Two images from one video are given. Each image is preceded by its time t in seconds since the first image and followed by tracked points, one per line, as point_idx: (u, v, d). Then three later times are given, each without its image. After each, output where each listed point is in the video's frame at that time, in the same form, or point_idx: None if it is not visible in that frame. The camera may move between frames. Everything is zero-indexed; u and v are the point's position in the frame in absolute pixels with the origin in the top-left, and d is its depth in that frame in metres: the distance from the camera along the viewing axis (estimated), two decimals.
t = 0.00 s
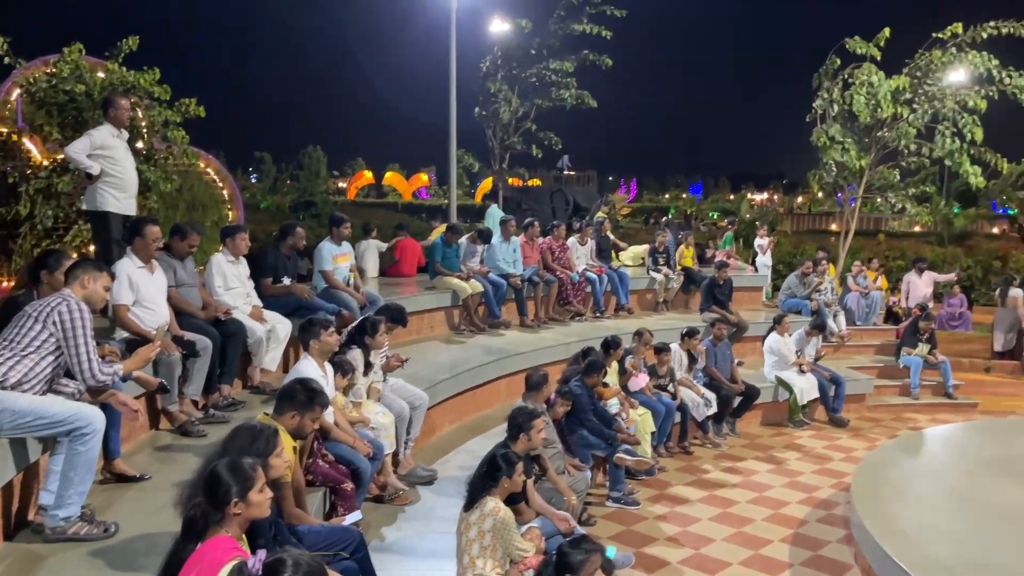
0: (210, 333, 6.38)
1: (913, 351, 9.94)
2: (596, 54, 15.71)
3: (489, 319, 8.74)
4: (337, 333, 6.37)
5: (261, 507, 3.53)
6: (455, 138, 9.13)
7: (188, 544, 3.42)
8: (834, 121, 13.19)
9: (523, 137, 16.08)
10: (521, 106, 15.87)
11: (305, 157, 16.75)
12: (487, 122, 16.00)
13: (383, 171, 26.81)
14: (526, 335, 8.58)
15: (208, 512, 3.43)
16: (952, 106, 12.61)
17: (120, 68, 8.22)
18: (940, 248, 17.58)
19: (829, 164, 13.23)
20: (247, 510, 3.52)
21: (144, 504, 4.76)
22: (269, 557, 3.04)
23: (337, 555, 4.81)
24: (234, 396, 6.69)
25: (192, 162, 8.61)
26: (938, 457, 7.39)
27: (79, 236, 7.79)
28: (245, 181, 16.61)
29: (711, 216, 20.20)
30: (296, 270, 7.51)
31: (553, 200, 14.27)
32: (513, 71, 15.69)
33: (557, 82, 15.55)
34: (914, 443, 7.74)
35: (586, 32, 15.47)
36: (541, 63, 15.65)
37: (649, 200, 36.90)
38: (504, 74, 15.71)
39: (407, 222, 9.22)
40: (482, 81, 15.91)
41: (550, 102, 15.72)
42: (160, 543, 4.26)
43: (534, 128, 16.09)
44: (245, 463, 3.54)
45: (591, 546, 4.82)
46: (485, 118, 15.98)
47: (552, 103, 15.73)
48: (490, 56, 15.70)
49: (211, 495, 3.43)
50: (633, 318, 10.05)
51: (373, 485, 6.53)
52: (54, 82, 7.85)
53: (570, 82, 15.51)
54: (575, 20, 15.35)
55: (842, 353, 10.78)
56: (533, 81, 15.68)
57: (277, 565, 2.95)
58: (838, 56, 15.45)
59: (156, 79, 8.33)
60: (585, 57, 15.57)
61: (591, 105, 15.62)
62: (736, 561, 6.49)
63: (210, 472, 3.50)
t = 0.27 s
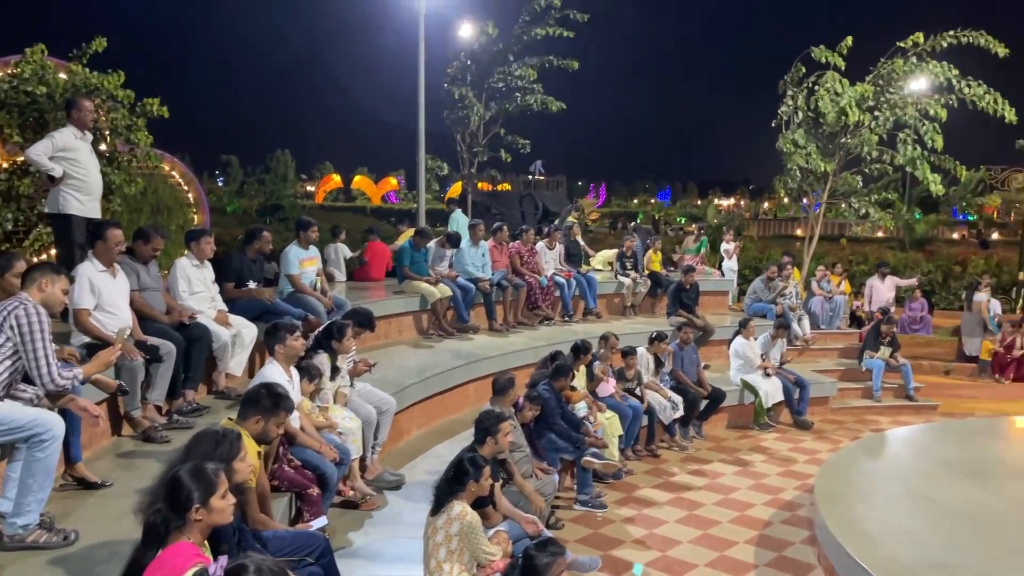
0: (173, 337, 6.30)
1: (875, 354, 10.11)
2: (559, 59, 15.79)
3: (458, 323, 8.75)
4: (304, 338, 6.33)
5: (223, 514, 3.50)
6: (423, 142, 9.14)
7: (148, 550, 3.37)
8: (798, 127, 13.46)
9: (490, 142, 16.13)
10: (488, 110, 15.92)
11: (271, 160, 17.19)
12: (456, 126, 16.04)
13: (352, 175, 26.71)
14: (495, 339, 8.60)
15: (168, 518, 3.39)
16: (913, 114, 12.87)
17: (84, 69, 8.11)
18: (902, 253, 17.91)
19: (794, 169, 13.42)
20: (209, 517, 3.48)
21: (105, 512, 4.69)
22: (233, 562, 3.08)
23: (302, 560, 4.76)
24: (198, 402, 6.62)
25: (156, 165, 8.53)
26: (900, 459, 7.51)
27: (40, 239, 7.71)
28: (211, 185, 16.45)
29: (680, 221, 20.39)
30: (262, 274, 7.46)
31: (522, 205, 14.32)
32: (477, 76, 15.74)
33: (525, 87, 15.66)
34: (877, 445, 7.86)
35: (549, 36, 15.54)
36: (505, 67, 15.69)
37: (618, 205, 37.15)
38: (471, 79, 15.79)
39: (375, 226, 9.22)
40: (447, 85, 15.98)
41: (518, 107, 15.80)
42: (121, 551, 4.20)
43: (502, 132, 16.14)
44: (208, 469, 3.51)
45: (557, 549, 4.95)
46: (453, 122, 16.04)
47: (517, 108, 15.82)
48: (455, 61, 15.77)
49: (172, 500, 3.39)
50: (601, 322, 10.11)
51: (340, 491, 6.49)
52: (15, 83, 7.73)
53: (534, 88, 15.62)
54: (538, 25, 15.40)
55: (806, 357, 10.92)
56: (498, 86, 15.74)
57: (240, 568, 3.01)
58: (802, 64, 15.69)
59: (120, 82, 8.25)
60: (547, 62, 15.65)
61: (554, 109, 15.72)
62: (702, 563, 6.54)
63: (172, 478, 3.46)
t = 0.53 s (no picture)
0: (132, 339, 6.20)
1: (834, 355, 10.27)
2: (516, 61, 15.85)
3: (423, 324, 8.75)
4: (265, 340, 6.27)
5: (182, 518, 3.45)
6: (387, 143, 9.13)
7: (104, 555, 3.30)
8: (759, 130, 13.65)
9: (454, 144, 16.13)
10: (451, 112, 15.91)
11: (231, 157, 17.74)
12: (420, 127, 16.05)
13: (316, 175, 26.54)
14: (459, 341, 8.61)
15: (126, 522, 3.32)
16: (871, 119, 13.11)
17: (38, 66, 7.94)
18: (860, 255, 18.26)
19: (755, 172, 13.60)
20: (167, 521, 3.43)
21: (60, 518, 4.60)
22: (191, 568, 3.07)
23: (263, 563, 4.72)
24: (157, 405, 6.53)
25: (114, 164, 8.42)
26: (858, 457, 7.66)
27: None
28: (171, 185, 16.23)
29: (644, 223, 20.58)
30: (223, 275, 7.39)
31: (488, 206, 14.33)
32: (437, 77, 15.75)
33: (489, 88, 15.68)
34: (835, 443, 8.01)
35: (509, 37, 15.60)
36: (465, 68, 15.71)
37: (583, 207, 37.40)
38: (435, 80, 15.80)
39: (339, 227, 9.20)
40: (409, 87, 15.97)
41: (482, 109, 15.85)
42: (76, 556, 4.13)
43: (465, 134, 16.16)
44: (166, 472, 3.45)
45: (520, 550, 4.98)
46: (416, 124, 16.04)
47: (479, 109, 15.84)
48: (417, 63, 15.78)
49: (129, 504, 3.33)
50: (565, 323, 10.18)
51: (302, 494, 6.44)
52: None
53: (495, 89, 15.64)
54: (497, 26, 15.45)
55: (767, 357, 11.09)
56: (460, 87, 15.76)
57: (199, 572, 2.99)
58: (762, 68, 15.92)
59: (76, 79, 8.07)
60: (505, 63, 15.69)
61: (515, 110, 15.75)
62: (665, 562, 6.60)
63: (130, 482, 3.40)
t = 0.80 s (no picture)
0: (90, 339, 6.11)
1: (796, 352, 10.40)
2: (477, 58, 15.83)
3: (388, 323, 8.75)
4: (227, 338, 6.21)
5: (139, 518, 3.39)
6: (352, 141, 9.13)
7: (59, 556, 3.25)
8: (723, 129, 13.79)
9: (420, 141, 16.13)
10: (416, 109, 15.89)
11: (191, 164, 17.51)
12: (384, 124, 16.06)
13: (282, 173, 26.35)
14: (425, 339, 8.61)
15: (81, 523, 3.27)
16: (833, 119, 13.27)
17: None
18: (822, 254, 18.58)
19: (719, 171, 13.75)
20: (123, 521, 3.37)
21: (13, 520, 4.52)
22: (148, 568, 3.06)
23: (223, 564, 4.64)
24: (116, 405, 6.42)
25: (72, 160, 8.34)
26: (818, 452, 7.77)
27: None
28: (132, 183, 16.00)
29: (611, 222, 20.73)
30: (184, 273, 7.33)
31: (454, 205, 14.33)
32: (402, 74, 15.72)
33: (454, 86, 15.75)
34: (796, 439, 8.12)
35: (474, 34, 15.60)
36: (431, 66, 15.68)
37: (551, 205, 37.59)
38: (401, 78, 15.78)
39: (304, 224, 9.18)
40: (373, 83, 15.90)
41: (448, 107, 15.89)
42: (29, 559, 4.05)
43: (431, 131, 16.18)
44: (123, 472, 3.40)
45: (483, 546, 4.94)
46: (381, 121, 16.02)
47: (445, 107, 15.84)
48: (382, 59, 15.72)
49: (83, 505, 3.28)
50: (531, 321, 10.23)
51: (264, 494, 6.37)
52: None
53: (461, 86, 15.65)
54: (463, 22, 15.43)
55: (731, 354, 11.22)
56: (426, 84, 15.73)
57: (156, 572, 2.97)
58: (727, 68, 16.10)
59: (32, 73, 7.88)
60: (467, 59, 15.66)
61: (480, 107, 15.77)
62: (629, 558, 6.65)
63: (85, 482, 3.35)
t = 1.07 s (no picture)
0: (46, 336, 6.00)
1: (758, 346, 10.55)
2: (440, 49, 15.76)
3: (353, 319, 8.75)
4: (187, 334, 6.13)
5: (95, 517, 3.32)
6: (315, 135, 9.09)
7: (13, 557, 3.19)
8: (687, 126, 13.89)
9: (385, 135, 16.09)
10: (381, 103, 15.80)
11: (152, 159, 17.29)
12: (348, 119, 16.00)
13: (245, 168, 26.05)
14: (390, 335, 8.62)
15: (35, 522, 3.21)
16: (794, 116, 13.44)
17: None
18: (784, 249, 18.85)
19: (684, 167, 13.86)
20: (80, 520, 3.31)
21: None
22: (105, 567, 3.05)
23: (184, 562, 4.58)
24: (74, 403, 6.28)
25: (28, 153, 8.19)
26: (780, 444, 7.88)
27: None
28: (90, 177, 15.71)
29: (577, 218, 20.84)
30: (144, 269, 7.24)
31: (420, 200, 14.29)
32: (368, 67, 15.63)
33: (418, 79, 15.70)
34: (759, 432, 8.22)
35: (441, 27, 15.54)
36: (397, 60, 15.60)
37: (516, 201, 37.70)
38: (365, 71, 15.70)
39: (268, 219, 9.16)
40: (337, 76, 15.77)
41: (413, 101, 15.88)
42: None
43: (396, 125, 16.15)
44: (79, 470, 3.33)
45: (447, 539, 4.82)
46: (345, 115, 15.93)
47: (410, 101, 15.78)
48: (346, 52, 15.62)
49: (38, 503, 3.22)
50: (497, 316, 10.29)
51: (225, 492, 6.30)
52: None
53: (426, 80, 15.63)
54: (429, 15, 15.37)
55: (695, 348, 11.34)
56: (391, 78, 15.66)
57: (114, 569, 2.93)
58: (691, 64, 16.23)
59: None
60: (432, 53, 15.60)
61: (445, 101, 15.73)
62: (594, 551, 6.69)
63: (39, 480, 3.28)
